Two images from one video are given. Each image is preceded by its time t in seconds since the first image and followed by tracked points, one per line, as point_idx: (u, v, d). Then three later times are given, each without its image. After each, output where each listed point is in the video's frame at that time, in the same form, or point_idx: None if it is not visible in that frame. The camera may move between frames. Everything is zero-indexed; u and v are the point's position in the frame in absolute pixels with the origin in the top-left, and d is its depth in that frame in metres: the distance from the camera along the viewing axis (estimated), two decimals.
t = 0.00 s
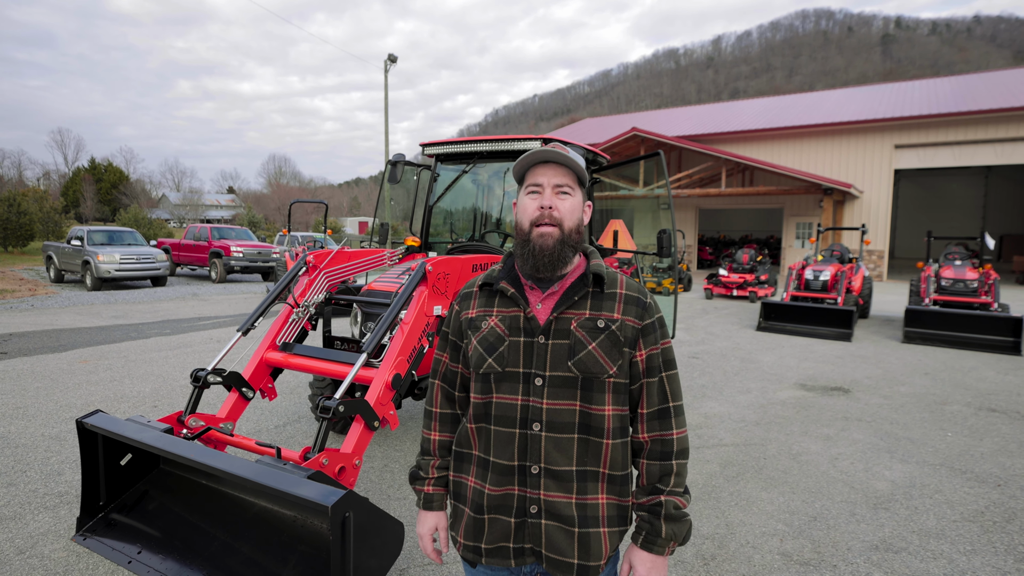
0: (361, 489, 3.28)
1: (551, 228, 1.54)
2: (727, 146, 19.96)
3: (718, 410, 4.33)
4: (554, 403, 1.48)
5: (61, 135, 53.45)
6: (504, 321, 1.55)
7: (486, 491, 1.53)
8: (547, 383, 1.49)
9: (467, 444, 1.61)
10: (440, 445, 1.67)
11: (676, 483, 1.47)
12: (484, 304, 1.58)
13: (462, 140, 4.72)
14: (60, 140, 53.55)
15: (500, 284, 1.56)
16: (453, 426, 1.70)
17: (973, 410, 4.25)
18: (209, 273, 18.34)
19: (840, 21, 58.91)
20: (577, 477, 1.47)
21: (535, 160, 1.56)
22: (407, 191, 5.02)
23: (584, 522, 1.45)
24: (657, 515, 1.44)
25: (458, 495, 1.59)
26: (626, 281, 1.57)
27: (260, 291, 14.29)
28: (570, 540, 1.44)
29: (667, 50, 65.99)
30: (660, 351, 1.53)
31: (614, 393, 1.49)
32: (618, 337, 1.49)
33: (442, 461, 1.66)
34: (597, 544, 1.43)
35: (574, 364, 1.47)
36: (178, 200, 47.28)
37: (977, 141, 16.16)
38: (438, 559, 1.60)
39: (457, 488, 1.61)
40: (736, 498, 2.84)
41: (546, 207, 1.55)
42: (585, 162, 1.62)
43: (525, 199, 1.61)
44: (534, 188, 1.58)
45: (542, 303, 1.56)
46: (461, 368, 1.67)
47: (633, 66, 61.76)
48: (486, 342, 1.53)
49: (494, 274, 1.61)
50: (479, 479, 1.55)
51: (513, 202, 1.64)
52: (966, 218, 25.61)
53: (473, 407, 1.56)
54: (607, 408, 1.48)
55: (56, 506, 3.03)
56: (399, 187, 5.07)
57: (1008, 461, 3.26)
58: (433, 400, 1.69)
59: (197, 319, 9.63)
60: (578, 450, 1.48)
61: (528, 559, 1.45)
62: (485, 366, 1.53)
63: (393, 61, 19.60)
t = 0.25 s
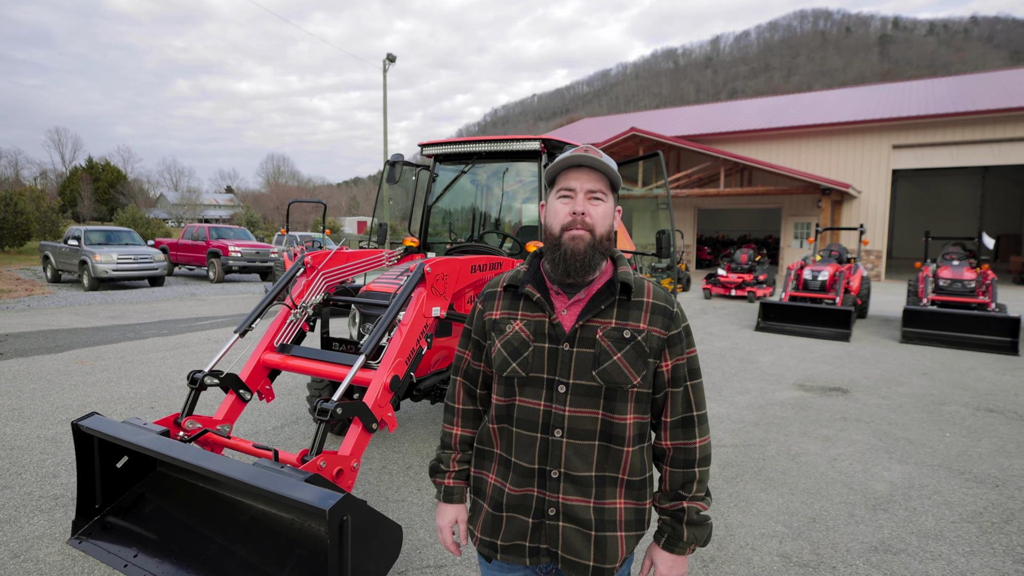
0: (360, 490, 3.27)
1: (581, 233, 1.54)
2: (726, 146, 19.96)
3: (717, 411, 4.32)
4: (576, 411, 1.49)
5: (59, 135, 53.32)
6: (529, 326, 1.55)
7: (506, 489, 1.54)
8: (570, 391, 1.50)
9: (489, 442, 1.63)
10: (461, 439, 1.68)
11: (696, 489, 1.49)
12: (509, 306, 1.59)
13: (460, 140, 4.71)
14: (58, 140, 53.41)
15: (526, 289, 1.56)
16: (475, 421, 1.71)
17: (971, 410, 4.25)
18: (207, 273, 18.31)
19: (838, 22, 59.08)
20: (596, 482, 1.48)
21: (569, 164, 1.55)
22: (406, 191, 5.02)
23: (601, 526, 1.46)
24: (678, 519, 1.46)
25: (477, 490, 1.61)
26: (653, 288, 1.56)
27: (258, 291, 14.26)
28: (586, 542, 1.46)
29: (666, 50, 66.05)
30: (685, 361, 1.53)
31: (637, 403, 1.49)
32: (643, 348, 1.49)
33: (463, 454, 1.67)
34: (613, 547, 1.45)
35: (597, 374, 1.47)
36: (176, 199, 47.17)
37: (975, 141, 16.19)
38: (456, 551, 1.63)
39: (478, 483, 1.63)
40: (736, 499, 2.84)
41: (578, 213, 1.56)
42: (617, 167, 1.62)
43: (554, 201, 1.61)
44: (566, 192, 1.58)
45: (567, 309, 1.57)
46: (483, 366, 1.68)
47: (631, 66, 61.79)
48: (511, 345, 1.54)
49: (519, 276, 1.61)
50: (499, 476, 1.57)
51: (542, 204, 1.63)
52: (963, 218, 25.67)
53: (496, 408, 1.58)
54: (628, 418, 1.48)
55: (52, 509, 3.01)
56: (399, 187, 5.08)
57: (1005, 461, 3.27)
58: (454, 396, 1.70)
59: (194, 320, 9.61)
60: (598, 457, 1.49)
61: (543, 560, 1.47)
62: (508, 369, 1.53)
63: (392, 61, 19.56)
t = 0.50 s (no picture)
0: (358, 491, 3.27)
1: (604, 243, 1.55)
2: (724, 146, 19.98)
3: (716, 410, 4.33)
4: (585, 415, 1.52)
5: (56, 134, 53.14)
6: (544, 328, 1.58)
7: (517, 482, 1.59)
8: (580, 396, 1.52)
9: (502, 435, 1.67)
10: (477, 427, 1.73)
11: (706, 500, 1.50)
12: (527, 306, 1.63)
13: (459, 140, 4.71)
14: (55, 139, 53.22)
15: (544, 291, 1.59)
16: (492, 410, 1.75)
17: (967, 410, 4.26)
18: (204, 273, 18.25)
19: (836, 22, 59.21)
20: (603, 484, 1.51)
21: (595, 173, 1.57)
22: (404, 190, 4.98)
23: (606, 525, 1.49)
24: (687, 528, 1.48)
25: (490, 479, 1.66)
26: (671, 298, 1.56)
27: (256, 290, 14.23)
28: (591, 539, 1.48)
29: (664, 50, 66.10)
30: (698, 375, 1.52)
31: (646, 413, 1.50)
32: (655, 360, 1.50)
33: (479, 440, 1.72)
34: (618, 547, 1.48)
35: (607, 382, 1.49)
36: (173, 199, 47.03)
37: (972, 142, 16.23)
38: (468, 532, 1.69)
39: (491, 472, 1.68)
40: (735, 499, 2.84)
41: (601, 223, 1.57)
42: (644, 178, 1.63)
43: (578, 209, 1.62)
44: (590, 202, 1.60)
45: (583, 316, 1.59)
46: (500, 358, 1.73)
47: (630, 66, 61.85)
48: (525, 346, 1.57)
49: (539, 278, 1.64)
50: (511, 467, 1.62)
51: (566, 210, 1.65)
52: (960, 218, 25.74)
53: (508, 404, 1.62)
54: (637, 427, 1.49)
55: (47, 512, 3.00)
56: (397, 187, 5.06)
57: (1002, 461, 3.28)
58: (473, 385, 1.75)
59: (191, 320, 9.57)
60: (606, 460, 1.51)
61: (546, 553, 1.51)
62: (522, 368, 1.57)
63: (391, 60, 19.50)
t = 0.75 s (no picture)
0: (356, 492, 3.27)
1: (608, 242, 1.56)
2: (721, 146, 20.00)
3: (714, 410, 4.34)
4: (585, 415, 1.53)
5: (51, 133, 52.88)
6: (548, 326, 1.60)
7: (520, 476, 1.62)
8: (580, 395, 1.53)
9: (509, 430, 1.70)
10: (485, 422, 1.77)
11: (706, 509, 1.47)
12: (532, 305, 1.65)
13: (456, 140, 4.71)
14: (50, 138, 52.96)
15: (548, 290, 1.61)
16: (500, 407, 1.79)
17: (963, 409, 4.28)
18: (201, 272, 18.21)
19: (832, 23, 59.39)
20: (603, 483, 1.52)
21: (600, 173, 1.58)
22: (402, 190, 4.96)
23: (605, 523, 1.51)
24: (684, 537, 1.46)
25: (496, 471, 1.70)
26: (675, 299, 1.54)
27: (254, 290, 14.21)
28: (589, 537, 1.51)
29: (662, 50, 66.16)
30: (698, 378, 1.51)
31: (645, 414, 1.50)
32: (654, 361, 1.49)
33: (487, 435, 1.76)
34: (616, 545, 1.50)
35: (606, 383, 1.50)
36: (170, 198, 46.95)
37: (968, 142, 16.28)
38: (476, 522, 1.73)
39: (497, 466, 1.72)
40: (732, 500, 2.85)
41: (605, 222, 1.58)
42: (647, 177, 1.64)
43: (583, 208, 1.63)
44: (594, 201, 1.61)
45: (586, 314, 1.59)
46: (509, 356, 1.76)
47: (628, 66, 61.90)
48: (529, 343, 1.60)
49: (545, 277, 1.66)
50: (514, 461, 1.65)
51: (571, 209, 1.66)
52: (956, 218, 25.83)
53: (514, 400, 1.66)
54: (636, 427, 1.50)
55: (41, 514, 3.00)
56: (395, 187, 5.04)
57: (997, 460, 3.30)
58: (483, 380, 1.79)
59: (187, 320, 9.55)
60: (605, 459, 1.52)
61: (545, 547, 1.55)
62: (526, 366, 1.60)
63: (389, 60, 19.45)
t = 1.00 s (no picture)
0: (353, 494, 3.27)
1: (601, 237, 1.58)
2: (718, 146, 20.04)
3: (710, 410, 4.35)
4: (578, 407, 1.54)
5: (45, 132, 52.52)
6: (541, 323, 1.63)
7: (515, 475, 1.63)
8: (573, 388, 1.55)
9: (505, 431, 1.72)
10: (483, 425, 1.79)
11: (700, 502, 1.47)
12: (527, 303, 1.67)
13: (454, 139, 4.71)
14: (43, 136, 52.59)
15: (542, 287, 1.63)
16: (496, 408, 1.80)
17: (956, 408, 4.31)
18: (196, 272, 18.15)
19: (828, 25, 59.65)
20: (595, 478, 1.52)
21: (592, 171, 1.59)
22: (400, 190, 5.01)
23: (597, 521, 1.52)
24: (680, 532, 1.44)
25: (494, 474, 1.71)
26: (663, 294, 1.57)
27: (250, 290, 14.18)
28: (582, 534, 1.52)
29: (659, 51, 66.26)
30: (689, 368, 1.51)
31: (638, 406, 1.51)
32: (644, 352, 1.51)
33: (484, 438, 1.78)
34: (607, 543, 1.50)
35: (598, 374, 1.51)
36: (165, 198, 46.77)
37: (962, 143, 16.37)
38: (475, 527, 1.73)
39: (495, 468, 1.73)
40: (728, 499, 2.86)
41: (598, 218, 1.59)
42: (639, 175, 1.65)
43: (576, 205, 1.65)
44: (587, 198, 1.62)
45: (579, 310, 1.62)
46: (504, 357, 1.78)
47: (625, 66, 61.97)
48: (523, 340, 1.62)
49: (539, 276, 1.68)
50: (509, 463, 1.66)
51: (564, 207, 1.68)
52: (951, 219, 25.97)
53: (508, 399, 1.68)
54: (629, 420, 1.51)
55: (33, 518, 2.99)
56: (392, 186, 5.07)
57: (990, 458, 3.32)
58: (481, 383, 1.81)
59: (182, 320, 9.51)
60: (597, 454, 1.53)
61: (542, 545, 1.56)
62: (521, 363, 1.62)
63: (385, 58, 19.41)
